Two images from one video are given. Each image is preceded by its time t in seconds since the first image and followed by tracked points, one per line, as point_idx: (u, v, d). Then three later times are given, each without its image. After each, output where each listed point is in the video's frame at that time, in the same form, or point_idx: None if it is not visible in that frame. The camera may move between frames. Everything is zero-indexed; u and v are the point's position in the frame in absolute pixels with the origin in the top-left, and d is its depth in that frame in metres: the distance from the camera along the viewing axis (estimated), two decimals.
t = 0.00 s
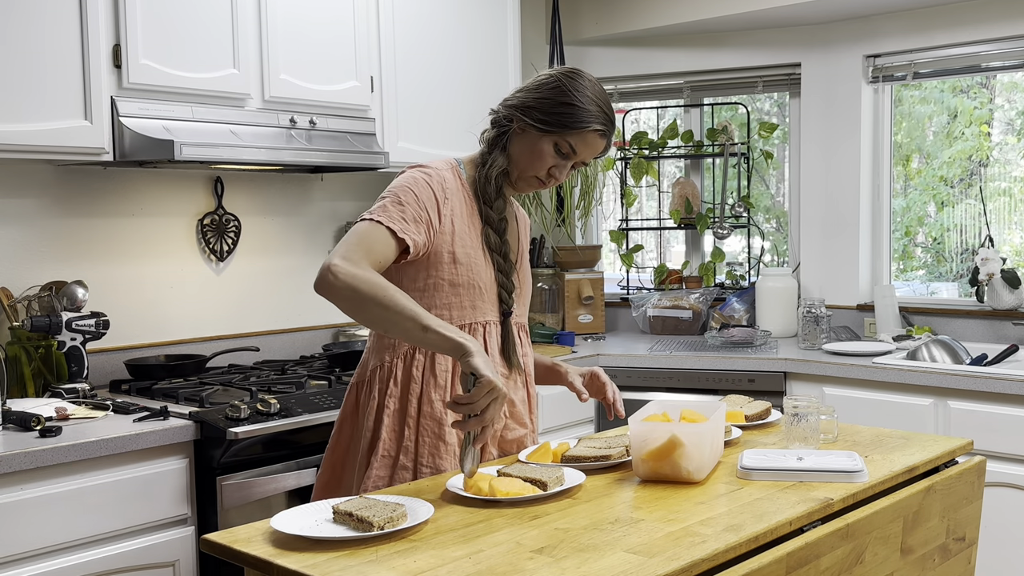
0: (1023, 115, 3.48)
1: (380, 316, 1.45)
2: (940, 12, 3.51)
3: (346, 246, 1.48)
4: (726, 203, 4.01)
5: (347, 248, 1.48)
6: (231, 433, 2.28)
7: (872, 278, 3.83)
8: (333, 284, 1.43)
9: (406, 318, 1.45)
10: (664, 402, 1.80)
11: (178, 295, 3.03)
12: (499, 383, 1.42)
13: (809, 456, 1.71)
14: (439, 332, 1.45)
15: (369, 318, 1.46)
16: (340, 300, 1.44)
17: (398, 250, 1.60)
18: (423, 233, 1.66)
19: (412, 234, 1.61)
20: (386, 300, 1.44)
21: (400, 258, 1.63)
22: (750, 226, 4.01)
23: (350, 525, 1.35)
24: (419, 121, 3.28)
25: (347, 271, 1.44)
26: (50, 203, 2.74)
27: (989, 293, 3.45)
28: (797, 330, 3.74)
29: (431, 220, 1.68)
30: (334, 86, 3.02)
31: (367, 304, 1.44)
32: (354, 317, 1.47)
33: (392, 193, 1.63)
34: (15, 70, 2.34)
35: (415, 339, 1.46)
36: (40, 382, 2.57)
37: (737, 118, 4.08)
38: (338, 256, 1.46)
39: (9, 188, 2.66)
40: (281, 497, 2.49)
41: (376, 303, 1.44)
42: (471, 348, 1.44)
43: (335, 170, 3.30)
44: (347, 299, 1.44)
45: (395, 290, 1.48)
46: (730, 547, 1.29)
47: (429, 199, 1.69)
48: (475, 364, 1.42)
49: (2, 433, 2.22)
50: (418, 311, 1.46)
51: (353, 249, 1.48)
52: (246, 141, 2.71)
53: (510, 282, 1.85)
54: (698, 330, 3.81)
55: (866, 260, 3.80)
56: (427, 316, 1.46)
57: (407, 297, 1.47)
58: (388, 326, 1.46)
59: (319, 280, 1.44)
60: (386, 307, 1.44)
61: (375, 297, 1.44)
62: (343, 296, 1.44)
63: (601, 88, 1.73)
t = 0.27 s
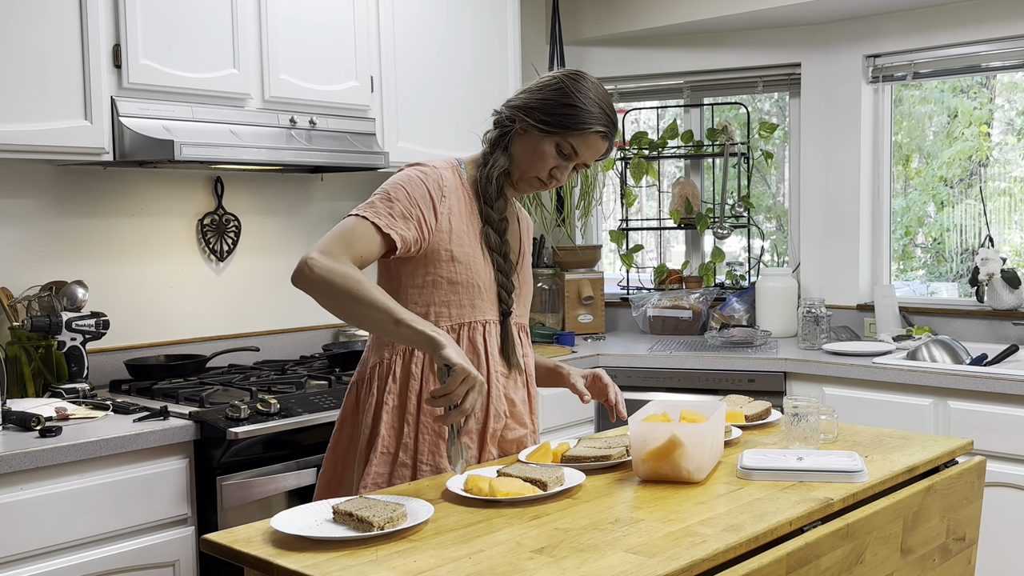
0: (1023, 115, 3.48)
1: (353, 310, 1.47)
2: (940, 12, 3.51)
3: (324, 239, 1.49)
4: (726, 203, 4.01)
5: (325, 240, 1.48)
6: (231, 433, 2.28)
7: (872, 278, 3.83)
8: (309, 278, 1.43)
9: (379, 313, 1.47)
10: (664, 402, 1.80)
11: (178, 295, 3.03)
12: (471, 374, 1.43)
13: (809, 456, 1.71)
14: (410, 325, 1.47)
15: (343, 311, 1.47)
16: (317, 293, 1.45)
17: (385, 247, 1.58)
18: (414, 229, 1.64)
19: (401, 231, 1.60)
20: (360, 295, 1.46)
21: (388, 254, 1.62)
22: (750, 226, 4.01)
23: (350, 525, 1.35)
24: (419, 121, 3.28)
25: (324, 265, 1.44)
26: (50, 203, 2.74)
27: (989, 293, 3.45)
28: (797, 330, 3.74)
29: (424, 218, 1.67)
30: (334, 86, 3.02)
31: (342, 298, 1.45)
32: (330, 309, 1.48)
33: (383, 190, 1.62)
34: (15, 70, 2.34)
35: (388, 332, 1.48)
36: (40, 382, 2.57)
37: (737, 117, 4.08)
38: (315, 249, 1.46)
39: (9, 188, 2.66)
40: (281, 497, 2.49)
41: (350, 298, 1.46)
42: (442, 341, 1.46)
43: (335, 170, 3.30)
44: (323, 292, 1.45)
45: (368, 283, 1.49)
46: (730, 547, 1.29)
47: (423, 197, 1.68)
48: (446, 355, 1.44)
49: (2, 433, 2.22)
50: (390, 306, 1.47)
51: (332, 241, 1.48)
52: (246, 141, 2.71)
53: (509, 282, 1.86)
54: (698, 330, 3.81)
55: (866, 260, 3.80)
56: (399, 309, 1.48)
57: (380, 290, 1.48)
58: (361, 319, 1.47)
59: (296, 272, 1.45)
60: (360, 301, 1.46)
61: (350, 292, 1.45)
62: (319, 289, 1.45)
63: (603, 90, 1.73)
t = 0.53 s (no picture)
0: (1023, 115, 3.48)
1: (362, 307, 1.46)
2: (940, 12, 3.51)
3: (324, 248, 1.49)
4: (726, 203, 4.01)
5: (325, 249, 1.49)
6: (231, 433, 2.28)
7: (872, 278, 3.83)
8: (312, 286, 1.44)
9: (385, 302, 1.46)
10: (664, 403, 1.80)
11: (178, 295, 3.03)
12: (484, 329, 1.42)
13: (809, 456, 1.71)
14: (419, 308, 1.46)
15: (352, 311, 1.46)
16: (322, 301, 1.45)
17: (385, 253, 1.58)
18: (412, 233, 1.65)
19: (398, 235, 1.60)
20: (364, 291, 1.45)
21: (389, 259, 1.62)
22: (750, 226, 4.01)
23: (350, 525, 1.35)
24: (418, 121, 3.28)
25: (324, 272, 1.45)
26: (50, 203, 2.74)
27: (989, 293, 3.45)
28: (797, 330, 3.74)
29: (422, 220, 1.67)
30: (334, 86, 3.02)
31: (348, 299, 1.45)
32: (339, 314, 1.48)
33: (380, 195, 1.62)
34: (15, 70, 2.34)
35: (399, 319, 1.47)
36: (40, 382, 2.57)
37: (738, 117, 4.08)
38: (313, 260, 1.47)
39: (9, 188, 2.66)
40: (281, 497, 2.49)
41: (356, 297, 1.45)
42: (453, 311, 1.44)
43: (335, 170, 3.30)
44: (328, 298, 1.45)
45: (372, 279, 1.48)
46: (730, 547, 1.29)
47: (421, 199, 1.68)
48: (463, 323, 1.42)
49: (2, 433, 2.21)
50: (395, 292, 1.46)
51: (331, 248, 1.49)
52: (246, 141, 2.71)
53: (510, 283, 1.85)
54: (698, 330, 3.82)
55: (866, 260, 3.80)
56: (404, 295, 1.47)
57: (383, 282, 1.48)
58: (371, 315, 1.47)
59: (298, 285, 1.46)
60: (367, 297, 1.45)
61: (354, 292, 1.45)
62: (323, 296, 1.45)
63: (603, 90, 1.74)
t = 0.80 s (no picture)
0: None
1: (436, 314, 1.49)
2: (940, 12, 3.51)
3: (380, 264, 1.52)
4: (726, 203, 4.01)
5: (382, 265, 1.52)
6: (231, 433, 2.28)
7: (872, 278, 3.83)
8: (383, 304, 1.48)
9: (460, 303, 1.49)
10: (664, 403, 1.80)
11: (178, 295, 3.03)
12: (571, 303, 1.50)
13: (809, 456, 1.71)
14: (495, 301, 1.51)
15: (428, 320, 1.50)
16: (395, 316, 1.49)
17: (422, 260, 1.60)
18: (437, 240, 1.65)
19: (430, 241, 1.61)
20: (435, 298, 1.48)
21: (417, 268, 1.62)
22: (750, 226, 4.01)
23: (350, 525, 1.35)
24: (418, 121, 3.28)
25: (390, 288, 1.48)
26: (50, 203, 2.74)
27: (989, 293, 3.45)
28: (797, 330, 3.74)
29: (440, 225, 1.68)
30: (334, 86, 3.02)
31: (419, 309, 1.48)
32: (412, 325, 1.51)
33: (405, 202, 1.62)
34: (14, 70, 2.34)
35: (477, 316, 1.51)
36: (40, 381, 2.57)
37: (738, 117, 4.08)
38: (374, 279, 1.50)
39: (10, 188, 2.67)
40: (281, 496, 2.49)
41: (429, 305, 1.48)
42: (529, 299, 1.52)
43: (335, 170, 3.30)
44: (400, 311, 1.48)
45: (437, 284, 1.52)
46: (730, 547, 1.29)
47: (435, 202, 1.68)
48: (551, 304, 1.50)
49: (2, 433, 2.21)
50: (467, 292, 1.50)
51: (389, 264, 1.52)
52: (246, 141, 2.71)
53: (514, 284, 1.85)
54: (698, 330, 3.82)
55: (866, 260, 3.80)
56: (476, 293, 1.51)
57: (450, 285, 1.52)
58: (448, 319, 1.50)
59: (367, 309, 1.49)
60: (438, 302, 1.48)
61: (423, 301, 1.48)
62: (395, 310, 1.48)
63: (604, 89, 1.73)
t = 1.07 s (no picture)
0: None
1: (514, 313, 1.49)
2: (940, 12, 3.51)
3: (449, 258, 1.51)
4: (726, 203, 4.01)
5: (453, 259, 1.51)
6: (230, 433, 2.28)
7: (872, 278, 3.83)
8: (463, 295, 1.47)
9: (540, 307, 1.50)
10: (664, 403, 1.80)
11: (178, 295, 3.03)
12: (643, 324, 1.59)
13: (809, 456, 1.71)
14: (569, 310, 1.53)
15: (502, 319, 1.49)
16: (473, 310, 1.48)
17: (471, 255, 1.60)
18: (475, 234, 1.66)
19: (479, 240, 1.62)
20: (516, 298, 1.49)
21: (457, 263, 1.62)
22: (749, 226, 4.01)
23: (350, 525, 1.35)
24: (418, 121, 3.28)
25: (469, 283, 1.48)
26: (50, 203, 2.74)
27: (989, 293, 3.45)
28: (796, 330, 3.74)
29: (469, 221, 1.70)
30: (334, 86, 3.02)
31: (497, 306, 1.48)
32: (484, 323, 1.50)
33: (449, 199, 1.62)
34: (14, 69, 2.34)
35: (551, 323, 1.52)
36: (40, 381, 2.57)
37: (737, 118, 4.08)
38: (449, 271, 1.49)
39: (10, 188, 2.67)
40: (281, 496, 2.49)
41: (507, 302, 1.49)
42: (603, 313, 1.56)
43: (335, 170, 3.30)
44: (478, 305, 1.47)
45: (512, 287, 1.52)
46: (730, 547, 1.29)
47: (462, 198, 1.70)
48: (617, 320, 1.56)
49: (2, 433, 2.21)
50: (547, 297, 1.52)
51: (463, 261, 1.52)
52: (246, 141, 2.71)
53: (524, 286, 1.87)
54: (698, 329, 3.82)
55: (866, 260, 3.81)
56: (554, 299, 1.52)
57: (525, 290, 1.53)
58: (525, 320, 1.50)
59: (444, 299, 1.48)
60: (517, 303, 1.49)
61: (502, 299, 1.48)
62: (473, 304, 1.47)
63: (608, 89, 1.73)
